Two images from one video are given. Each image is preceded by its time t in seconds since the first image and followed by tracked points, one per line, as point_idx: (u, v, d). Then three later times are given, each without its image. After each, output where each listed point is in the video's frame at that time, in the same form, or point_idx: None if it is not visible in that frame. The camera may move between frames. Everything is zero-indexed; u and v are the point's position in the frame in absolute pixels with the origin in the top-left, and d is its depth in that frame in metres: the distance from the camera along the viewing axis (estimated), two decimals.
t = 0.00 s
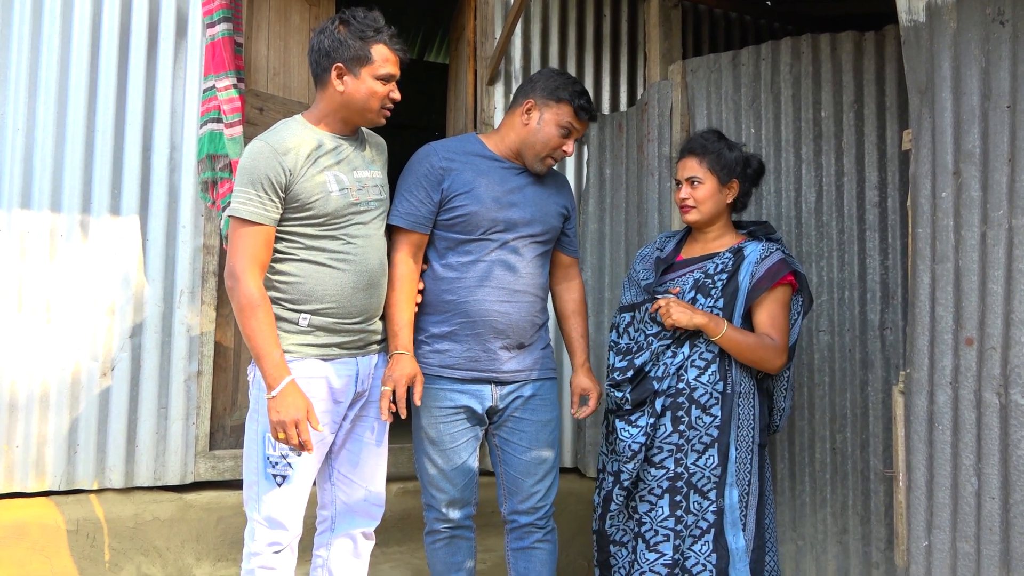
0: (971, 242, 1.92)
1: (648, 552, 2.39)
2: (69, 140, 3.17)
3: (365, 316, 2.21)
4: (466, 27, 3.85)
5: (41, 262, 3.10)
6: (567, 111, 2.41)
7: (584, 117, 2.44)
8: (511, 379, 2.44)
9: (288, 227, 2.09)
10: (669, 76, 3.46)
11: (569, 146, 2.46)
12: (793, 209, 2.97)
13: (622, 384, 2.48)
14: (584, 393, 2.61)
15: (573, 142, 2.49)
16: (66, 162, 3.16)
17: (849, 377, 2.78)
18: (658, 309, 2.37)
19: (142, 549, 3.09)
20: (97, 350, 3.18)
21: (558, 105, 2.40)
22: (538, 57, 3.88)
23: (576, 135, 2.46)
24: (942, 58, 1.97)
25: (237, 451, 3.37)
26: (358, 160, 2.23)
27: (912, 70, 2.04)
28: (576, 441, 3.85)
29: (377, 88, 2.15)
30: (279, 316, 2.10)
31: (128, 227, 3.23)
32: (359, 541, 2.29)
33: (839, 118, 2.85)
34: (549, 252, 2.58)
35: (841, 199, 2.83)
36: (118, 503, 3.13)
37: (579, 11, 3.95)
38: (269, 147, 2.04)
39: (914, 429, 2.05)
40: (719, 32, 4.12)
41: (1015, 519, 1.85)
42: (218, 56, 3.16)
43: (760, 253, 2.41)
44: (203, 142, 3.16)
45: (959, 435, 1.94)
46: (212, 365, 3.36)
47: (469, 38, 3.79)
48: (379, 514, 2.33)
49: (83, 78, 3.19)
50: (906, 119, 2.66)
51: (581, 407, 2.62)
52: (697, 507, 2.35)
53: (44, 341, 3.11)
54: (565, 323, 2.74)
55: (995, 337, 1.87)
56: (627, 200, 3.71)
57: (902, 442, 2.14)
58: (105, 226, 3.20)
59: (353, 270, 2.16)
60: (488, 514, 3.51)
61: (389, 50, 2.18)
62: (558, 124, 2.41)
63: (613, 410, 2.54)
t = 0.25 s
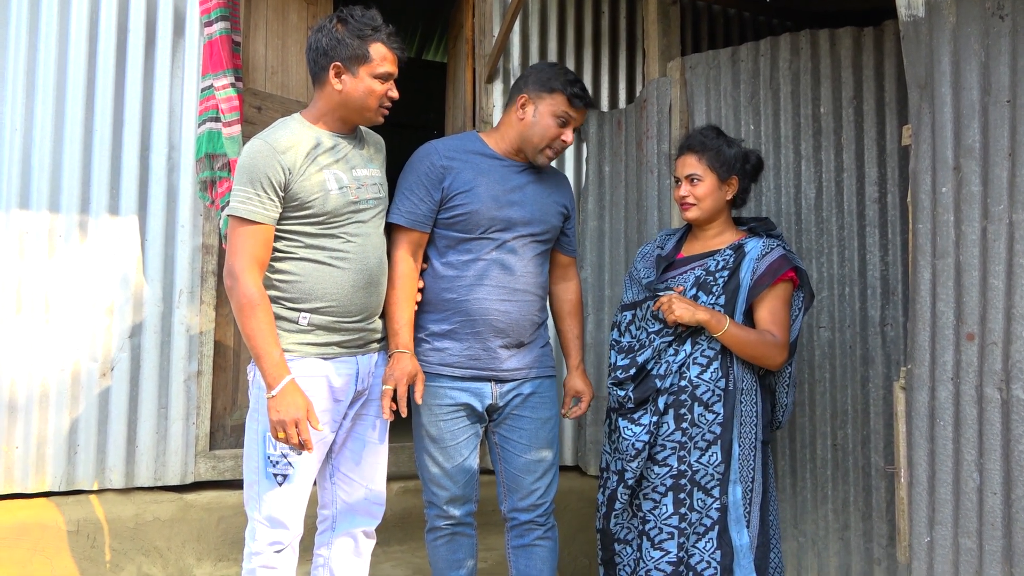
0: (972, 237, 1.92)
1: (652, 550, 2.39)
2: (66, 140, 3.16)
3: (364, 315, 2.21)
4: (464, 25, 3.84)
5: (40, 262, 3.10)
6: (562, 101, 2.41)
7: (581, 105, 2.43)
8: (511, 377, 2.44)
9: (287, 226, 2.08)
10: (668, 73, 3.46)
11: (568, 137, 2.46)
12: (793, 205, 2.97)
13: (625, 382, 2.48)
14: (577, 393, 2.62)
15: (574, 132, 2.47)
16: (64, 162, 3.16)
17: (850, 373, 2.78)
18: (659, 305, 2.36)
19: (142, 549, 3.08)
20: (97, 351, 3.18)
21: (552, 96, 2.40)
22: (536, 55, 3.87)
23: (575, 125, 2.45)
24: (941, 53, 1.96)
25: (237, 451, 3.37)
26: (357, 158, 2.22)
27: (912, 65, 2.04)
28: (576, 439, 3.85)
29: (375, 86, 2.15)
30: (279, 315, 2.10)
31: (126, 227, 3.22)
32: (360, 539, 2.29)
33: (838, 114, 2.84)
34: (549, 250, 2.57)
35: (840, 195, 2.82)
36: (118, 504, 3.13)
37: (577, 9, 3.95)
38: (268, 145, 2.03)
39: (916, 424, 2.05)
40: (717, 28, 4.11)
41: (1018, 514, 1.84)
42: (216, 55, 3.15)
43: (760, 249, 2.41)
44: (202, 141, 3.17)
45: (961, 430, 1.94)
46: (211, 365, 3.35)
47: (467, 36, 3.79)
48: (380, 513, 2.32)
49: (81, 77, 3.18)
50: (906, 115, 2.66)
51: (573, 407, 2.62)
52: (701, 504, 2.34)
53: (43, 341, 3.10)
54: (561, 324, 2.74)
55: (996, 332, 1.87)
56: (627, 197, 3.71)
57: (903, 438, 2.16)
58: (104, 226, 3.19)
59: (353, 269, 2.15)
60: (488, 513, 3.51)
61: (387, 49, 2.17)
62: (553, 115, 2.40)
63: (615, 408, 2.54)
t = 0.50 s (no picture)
0: (969, 234, 1.92)
1: (653, 549, 2.38)
2: (63, 141, 3.15)
3: (362, 314, 2.20)
4: (461, 24, 3.84)
5: (37, 263, 3.09)
6: (549, 82, 2.40)
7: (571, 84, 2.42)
8: (510, 376, 2.43)
9: (284, 226, 2.08)
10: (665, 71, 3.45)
11: (563, 116, 2.43)
12: (791, 203, 2.97)
13: (625, 381, 2.48)
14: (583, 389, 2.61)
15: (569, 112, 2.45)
16: (60, 163, 3.15)
17: (848, 371, 2.78)
18: (658, 304, 2.36)
19: (141, 550, 3.07)
20: (94, 352, 3.17)
21: (540, 78, 2.41)
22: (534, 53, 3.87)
23: (569, 104, 2.43)
24: (939, 50, 1.96)
25: (235, 451, 3.36)
26: (354, 158, 2.22)
27: (909, 62, 2.04)
28: (575, 438, 3.85)
29: (372, 85, 2.14)
30: (276, 315, 2.09)
31: (123, 228, 3.22)
32: (359, 539, 2.28)
33: (836, 112, 2.85)
34: (547, 249, 2.57)
35: (838, 192, 2.82)
36: (116, 505, 3.12)
37: (574, 7, 3.94)
38: (264, 145, 2.02)
39: (914, 422, 2.05)
40: (714, 27, 4.11)
41: (1017, 511, 1.84)
42: (213, 56, 3.14)
43: (759, 247, 2.41)
44: (198, 141, 3.14)
45: (960, 427, 1.94)
46: (209, 366, 3.35)
47: (464, 35, 3.78)
48: (379, 512, 2.32)
49: (77, 78, 3.17)
50: (903, 112, 2.66)
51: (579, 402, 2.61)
52: (702, 502, 2.34)
53: (40, 342, 3.10)
54: (562, 320, 2.74)
55: (994, 329, 1.87)
56: (625, 196, 3.71)
57: (902, 434, 2.13)
58: (101, 226, 3.19)
59: (351, 268, 2.15)
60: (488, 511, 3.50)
61: (384, 48, 2.16)
62: (543, 95, 2.40)
63: (615, 408, 2.53)
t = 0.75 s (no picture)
0: (968, 230, 1.91)
1: (653, 546, 2.38)
2: (59, 140, 3.14)
3: (360, 313, 2.20)
4: (458, 21, 3.83)
5: (33, 263, 3.08)
6: (559, 111, 2.40)
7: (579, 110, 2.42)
8: (509, 373, 2.43)
9: (281, 225, 2.07)
10: (662, 68, 3.45)
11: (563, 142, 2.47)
12: (789, 200, 2.96)
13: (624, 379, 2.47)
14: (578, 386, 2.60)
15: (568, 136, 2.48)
16: (57, 163, 3.14)
17: (847, 367, 2.78)
18: (656, 301, 2.35)
19: (140, 550, 3.07)
20: (91, 352, 3.16)
21: (552, 105, 2.39)
22: (531, 51, 3.86)
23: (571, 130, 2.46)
24: (936, 46, 1.96)
25: (234, 451, 3.36)
26: (351, 156, 2.21)
27: (907, 58, 2.03)
28: (574, 436, 3.85)
29: (369, 83, 2.14)
30: (274, 314, 2.09)
31: (120, 227, 3.21)
32: (359, 538, 2.28)
33: (833, 108, 2.84)
34: (546, 246, 2.57)
35: (836, 189, 2.82)
36: (115, 505, 3.11)
37: (571, 5, 3.94)
38: (261, 144, 2.02)
39: (913, 418, 2.04)
40: (712, 23, 4.11)
41: (1016, 507, 1.84)
42: (208, 54, 3.12)
43: (757, 244, 2.41)
44: (194, 140, 3.14)
45: (958, 423, 1.94)
46: (207, 365, 3.34)
47: (461, 33, 3.77)
48: (378, 511, 2.32)
49: (73, 77, 3.16)
50: (901, 108, 2.65)
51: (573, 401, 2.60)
52: (702, 499, 2.34)
53: (37, 342, 3.09)
54: (556, 321, 2.73)
55: (993, 325, 1.86)
56: (622, 193, 3.71)
57: (902, 431, 2.11)
58: (97, 226, 3.18)
59: (348, 267, 2.14)
60: (487, 509, 3.51)
61: (381, 45, 2.16)
62: (552, 124, 2.40)
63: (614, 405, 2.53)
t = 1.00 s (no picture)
0: (969, 225, 1.91)
1: (654, 543, 2.37)
2: (58, 138, 3.14)
3: (360, 309, 2.19)
4: (457, 18, 3.81)
5: (32, 261, 3.07)
6: (562, 113, 2.39)
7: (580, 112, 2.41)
8: (508, 370, 2.42)
9: (281, 222, 2.06)
10: (662, 64, 3.44)
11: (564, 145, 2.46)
12: (789, 196, 2.95)
13: (624, 375, 2.46)
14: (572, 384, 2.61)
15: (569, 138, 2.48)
16: (55, 160, 3.13)
17: (848, 364, 2.77)
18: (657, 297, 2.34)
19: (140, 548, 3.07)
20: (91, 350, 3.16)
21: (554, 107, 2.37)
22: (530, 47, 3.85)
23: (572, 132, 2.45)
24: (937, 41, 1.95)
25: (234, 448, 3.36)
26: (351, 153, 2.21)
27: (908, 53, 2.02)
28: (574, 433, 3.84)
29: (369, 79, 2.13)
30: (274, 311, 2.08)
31: (119, 225, 3.20)
32: (359, 535, 2.27)
33: (834, 104, 2.83)
34: (545, 243, 2.56)
35: (836, 185, 2.81)
36: (115, 502, 3.11)
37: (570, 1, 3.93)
38: (261, 141, 2.01)
39: (914, 414, 2.04)
40: (711, 19, 4.10)
41: (1017, 503, 1.84)
42: (206, 50, 3.11)
43: (758, 240, 2.40)
44: (193, 137, 3.15)
45: (960, 419, 1.93)
46: (207, 363, 3.34)
47: (460, 29, 3.76)
48: (378, 508, 2.31)
49: (71, 74, 3.15)
50: (901, 104, 2.65)
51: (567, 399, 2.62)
52: (703, 496, 2.34)
53: (36, 340, 3.09)
54: (553, 319, 2.72)
55: (994, 321, 1.86)
56: (622, 190, 3.70)
57: (901, 427, 2.14)
58: (96, 224, 3.17)
59: (348, 264, 2.14)
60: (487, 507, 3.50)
61: (381, 41, 2.15)
62: (554, 127, 2.39)
63: (614, 401, 2.53)
